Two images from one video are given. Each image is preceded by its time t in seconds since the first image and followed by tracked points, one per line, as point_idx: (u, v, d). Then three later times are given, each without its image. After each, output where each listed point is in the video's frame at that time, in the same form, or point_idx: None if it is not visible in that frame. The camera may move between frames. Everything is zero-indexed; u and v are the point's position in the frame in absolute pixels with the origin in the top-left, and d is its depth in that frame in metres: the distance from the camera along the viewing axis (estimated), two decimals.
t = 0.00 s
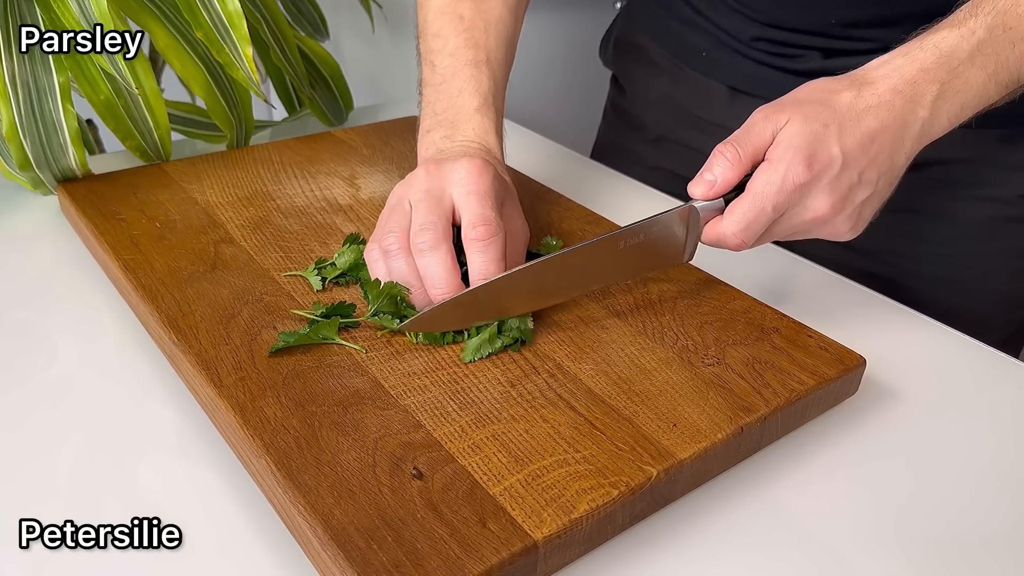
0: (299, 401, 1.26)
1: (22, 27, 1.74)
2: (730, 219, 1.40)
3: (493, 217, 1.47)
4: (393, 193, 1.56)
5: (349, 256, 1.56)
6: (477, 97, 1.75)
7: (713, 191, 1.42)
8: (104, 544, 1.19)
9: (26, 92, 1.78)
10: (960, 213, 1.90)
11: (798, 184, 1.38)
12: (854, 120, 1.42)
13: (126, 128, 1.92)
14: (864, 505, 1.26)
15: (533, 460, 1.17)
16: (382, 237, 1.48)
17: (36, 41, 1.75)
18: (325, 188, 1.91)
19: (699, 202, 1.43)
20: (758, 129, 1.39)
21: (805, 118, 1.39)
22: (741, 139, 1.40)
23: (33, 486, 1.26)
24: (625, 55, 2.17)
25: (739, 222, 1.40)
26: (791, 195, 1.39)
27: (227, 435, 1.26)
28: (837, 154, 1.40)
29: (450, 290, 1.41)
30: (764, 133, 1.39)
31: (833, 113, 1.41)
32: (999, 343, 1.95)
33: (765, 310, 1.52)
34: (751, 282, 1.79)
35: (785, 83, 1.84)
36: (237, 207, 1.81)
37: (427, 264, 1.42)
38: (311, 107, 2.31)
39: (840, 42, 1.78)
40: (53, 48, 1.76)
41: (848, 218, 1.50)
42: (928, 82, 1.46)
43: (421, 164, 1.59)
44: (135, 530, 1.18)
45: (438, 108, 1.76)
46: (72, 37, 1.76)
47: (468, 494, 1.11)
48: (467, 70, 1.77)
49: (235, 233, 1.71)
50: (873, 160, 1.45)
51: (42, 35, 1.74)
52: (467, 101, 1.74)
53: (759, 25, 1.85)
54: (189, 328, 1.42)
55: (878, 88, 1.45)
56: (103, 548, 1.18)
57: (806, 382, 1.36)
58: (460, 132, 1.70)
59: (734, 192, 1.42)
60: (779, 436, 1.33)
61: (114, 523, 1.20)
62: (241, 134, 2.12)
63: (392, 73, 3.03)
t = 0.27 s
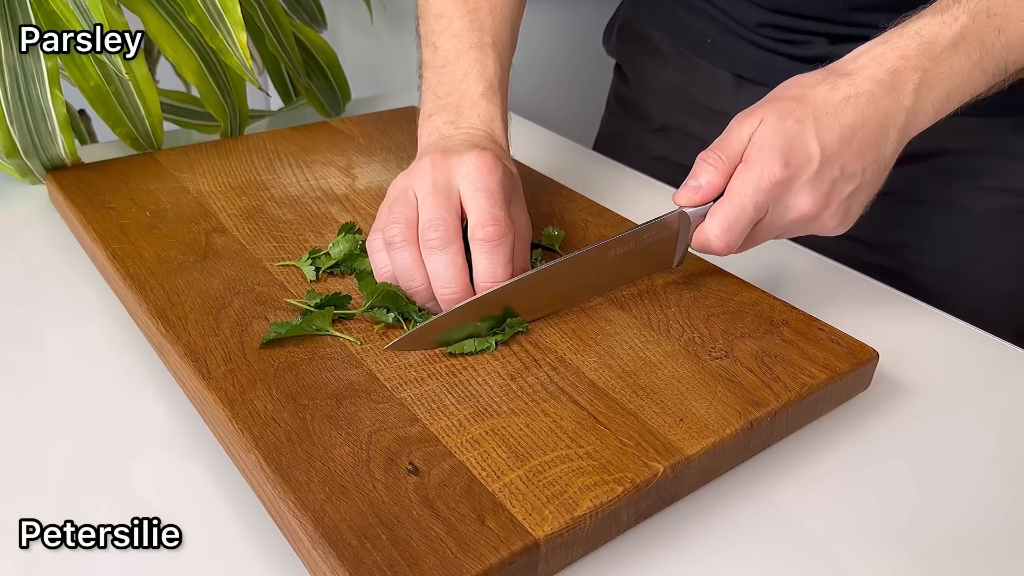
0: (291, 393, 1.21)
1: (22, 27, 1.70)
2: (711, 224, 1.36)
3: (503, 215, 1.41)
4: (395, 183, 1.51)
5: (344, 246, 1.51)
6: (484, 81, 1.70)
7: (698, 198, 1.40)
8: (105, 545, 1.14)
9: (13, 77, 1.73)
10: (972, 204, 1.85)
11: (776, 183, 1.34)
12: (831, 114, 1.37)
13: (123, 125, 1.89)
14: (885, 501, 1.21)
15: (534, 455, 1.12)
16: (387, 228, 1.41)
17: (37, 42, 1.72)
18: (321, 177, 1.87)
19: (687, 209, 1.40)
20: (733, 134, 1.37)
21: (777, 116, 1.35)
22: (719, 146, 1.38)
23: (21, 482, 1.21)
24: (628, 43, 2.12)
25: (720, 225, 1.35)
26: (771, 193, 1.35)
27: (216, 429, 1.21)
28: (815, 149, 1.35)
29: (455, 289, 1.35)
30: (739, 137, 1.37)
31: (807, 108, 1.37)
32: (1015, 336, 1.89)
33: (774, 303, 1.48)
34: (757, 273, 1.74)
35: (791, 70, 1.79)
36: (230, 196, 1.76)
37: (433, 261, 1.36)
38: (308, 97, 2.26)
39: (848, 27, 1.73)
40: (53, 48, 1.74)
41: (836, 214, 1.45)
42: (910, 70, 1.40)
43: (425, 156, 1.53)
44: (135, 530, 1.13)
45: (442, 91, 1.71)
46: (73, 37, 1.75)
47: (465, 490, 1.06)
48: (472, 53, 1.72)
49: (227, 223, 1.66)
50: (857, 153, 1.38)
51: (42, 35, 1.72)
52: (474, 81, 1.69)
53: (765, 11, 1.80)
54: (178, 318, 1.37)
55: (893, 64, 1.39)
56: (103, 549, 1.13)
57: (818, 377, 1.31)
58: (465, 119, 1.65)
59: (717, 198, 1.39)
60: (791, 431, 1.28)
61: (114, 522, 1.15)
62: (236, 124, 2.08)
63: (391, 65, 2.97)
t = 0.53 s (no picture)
0: (286, 393, 1.17)
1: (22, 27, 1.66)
2: (698, 228, 1.32)
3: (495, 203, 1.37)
4: (387, 178, 1.46)
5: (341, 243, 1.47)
6: (475, 79, 1.65)
7: (685, 202, 1.35)
8: (105, 545, 1.09)
9: (4, 71, 1.69)
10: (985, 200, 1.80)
11: (764, 183, 1.29)
12: (817, 112, 1.32)
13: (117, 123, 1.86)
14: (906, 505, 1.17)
15: (538, 459, 1.07)
16: (382, 224, 1.38)
17: (38, 42, 1.68)
18: (320, 173, 1.83)
19: (673, 212, 1.35)
20: (718, 139, 1.34)
21: (762, 117, 1.31)
22: (705, 150, 1.35)
23: (14, 483, 1.16)
24: (634, 37, 2.07)
25: (708, 228, 1.31)
26: (758, 195, 1.30)
27: (208, 431, 1.17)
28: (803, 147, 1.30)
29: (455, 282, 1.32)
30: (724, 140, 1.34)
31: (793, 108, 1.32)
32: None
33: (785, 302, 1.43)
34: (767, 272, 1.70)
35: (800, 62, 1.75)
36: (226, 192, 1.72)
37: (429, 254, 1.33)
38: (307, 93, 2.22)
39: (858, 19, 1.69)
40: (54, 49, 1.69)
41: (830, 216, 1.39)
42: (898, 66, 1.35)
43: (416, 145, 1.47)
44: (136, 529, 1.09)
45: (433, 90, 1.66)
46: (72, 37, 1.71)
47: (468, 496, 1.02)
48: (465, 50, 1.68)
49: (222, 219, 1.62)
50: (847, 152, 1.33)
51: (41, 36, 1.68)
52: (468, 77, 1.65)
53: (774, 2, 1.77)
54: (170, 317, 1.33)
55: (912, 46, 1.35)
56: (103, 548, 1.09)
57: (831, 378, 1.27)
58: (456, 117, 1.59)
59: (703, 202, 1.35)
60: (805, 434, 1.24)
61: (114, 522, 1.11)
62: (232, 118, 2.04)
63: (391, 61, 2.93)
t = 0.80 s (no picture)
0: (278, 394, 1.12)
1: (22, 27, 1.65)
2: (725, 190, 1.26)
3: (488, 198, 1.31)
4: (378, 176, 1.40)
5: (333, 238, 1.42)
6: (478, 80, 1.60)
7: (710, 165, 1.29)
8: (106, 545, 1.06)
9: None
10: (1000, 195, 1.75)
11: (794, 145, 1.24)
12: (851, 75, 1.28)
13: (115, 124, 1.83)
14: (927, 507, 1.13)
15: (541, 462, 1.03)
16: (366, 209, 1.31)
17: (37, 41, 1.67)
18: (316, 168, 1.78)
19: (696, 174, 1.29)
20: (747, 98, 1.28)
21: (795, 77, 1.26)
22: (732, 110, 1.29)
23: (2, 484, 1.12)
24: (639, 29, 2.02)
25: (735, 192, 1.26)
26: (788, 157, 1.25)
27: (198, 432, 1.12)
28: (834, 111, 1.26)
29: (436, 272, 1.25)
30: (753, 101, 1.27)
31: (826, 70, 1.28)
32: None
33: (796, 300, 1.39)
34: (776, 269, 1.65)
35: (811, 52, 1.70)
36: (219, 187, 1.68)
37: (413, 244, 1.26)
38: (304, 88, 2.18)
39: (870, 9, 1.64)
40: (54, 49, 1.69)
41: (857, 182, 1.35)
42: (931, 34, 1.32)
43: (411, 146, 1.42)
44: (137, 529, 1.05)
45: (435, 91, 1.61)
46: (72, 37, 1.70)
47: (467, 500, 0.97)
48: (469, 51, 1.63)
49: (215, 214, 1.57)
50: (879, 117, 1.29)
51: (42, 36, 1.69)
52: (467, 71, 1.60)
53: None
54: (160, 314, 1.28)
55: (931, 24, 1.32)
56: (104, 548, 1.05)
57: (845, 379, 1.22)
58: (458, 119, 1.54)
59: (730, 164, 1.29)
60: (818, 436, 1.19)
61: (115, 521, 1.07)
62: (226, 113, 1.99)
63: (391, 57, 2.89)
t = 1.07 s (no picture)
0: (268, 394, 1.08)
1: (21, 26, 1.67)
2: (700, 209, 1.23)
3: (486, 190, 1.25)
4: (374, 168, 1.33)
5: (328, 233, 1.37)
6: (479, 67, 1.55)
7: (688, 182, 1.26)
8: (105, 545, 1.01)
9: None
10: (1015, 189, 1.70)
11: (770, 160, 1.19)
12: (824, 85, 1.22)
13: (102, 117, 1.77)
14: (948, 510, 1.08)
15: (543, 467, 0.98)
16: (365, 207, 1.26)
17: (37, 41, 1.69)
18: (311, 164, 1.73)
19: (675, 192, 1.26)
20: (721, 114, 1.24)
21: (766, 90, 1.21)
22: (706, 127, 1.25)
23: None
24: (646, 19, 1.98)
25: (711, 210, 1.22)
26: (763, 173, 1.20)
27: (184, 435, 1.08)
28: (809, 122, 1.20)
29: (442, 272, 1.20)
30: (726, 116, 1.24)
31: (799, 81, 1.22)
32: None
33: (807, 299, 1.34)
34: (785, 265, 1.60)
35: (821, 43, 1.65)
36: (211, 182, 1.63)
37: (414, 243, 1.20)
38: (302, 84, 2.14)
39: None
40: (53, 48, 1.69)
41: (839, 194, 1.29)
42: (910, 36, 1.24)
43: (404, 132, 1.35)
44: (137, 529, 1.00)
45: (431, 74, 1.56)
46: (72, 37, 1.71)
47: (465, 507, 0.92)
48: (466, 33, 1.58)
49: (207, 210, 1.52)
50: (859, 126, 1.23)
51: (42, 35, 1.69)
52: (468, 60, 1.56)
53: None
54: (146, 312, 1.23)
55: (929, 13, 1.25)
56: (104, 548, 1.01)
57: (858, 380, 1.17)
58: (454, 102, 1.50)
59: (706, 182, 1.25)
60: (832, 438, 1.15)
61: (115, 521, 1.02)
62: (220, 108, 1.94)
63: (390, 54, 2.84)
